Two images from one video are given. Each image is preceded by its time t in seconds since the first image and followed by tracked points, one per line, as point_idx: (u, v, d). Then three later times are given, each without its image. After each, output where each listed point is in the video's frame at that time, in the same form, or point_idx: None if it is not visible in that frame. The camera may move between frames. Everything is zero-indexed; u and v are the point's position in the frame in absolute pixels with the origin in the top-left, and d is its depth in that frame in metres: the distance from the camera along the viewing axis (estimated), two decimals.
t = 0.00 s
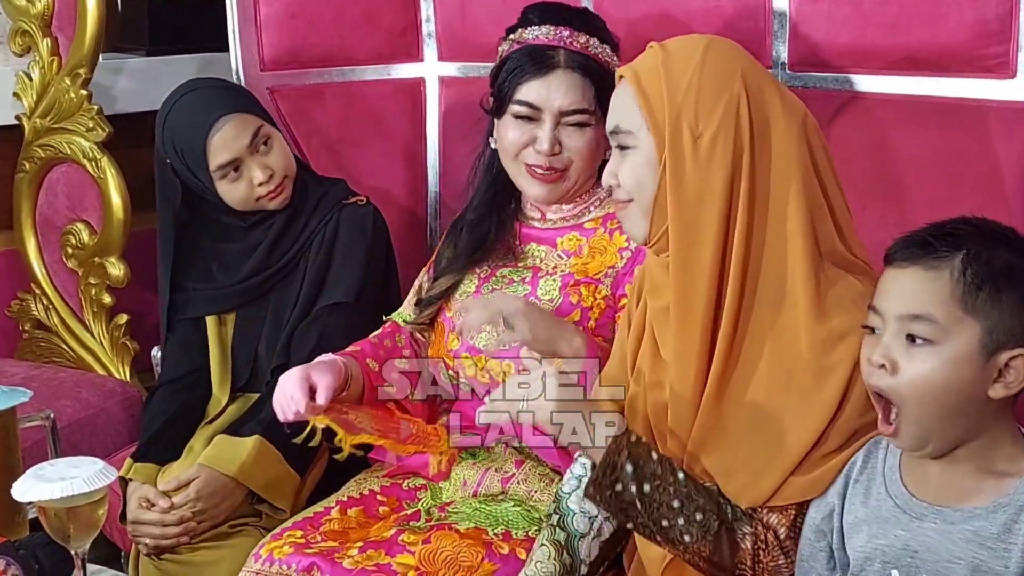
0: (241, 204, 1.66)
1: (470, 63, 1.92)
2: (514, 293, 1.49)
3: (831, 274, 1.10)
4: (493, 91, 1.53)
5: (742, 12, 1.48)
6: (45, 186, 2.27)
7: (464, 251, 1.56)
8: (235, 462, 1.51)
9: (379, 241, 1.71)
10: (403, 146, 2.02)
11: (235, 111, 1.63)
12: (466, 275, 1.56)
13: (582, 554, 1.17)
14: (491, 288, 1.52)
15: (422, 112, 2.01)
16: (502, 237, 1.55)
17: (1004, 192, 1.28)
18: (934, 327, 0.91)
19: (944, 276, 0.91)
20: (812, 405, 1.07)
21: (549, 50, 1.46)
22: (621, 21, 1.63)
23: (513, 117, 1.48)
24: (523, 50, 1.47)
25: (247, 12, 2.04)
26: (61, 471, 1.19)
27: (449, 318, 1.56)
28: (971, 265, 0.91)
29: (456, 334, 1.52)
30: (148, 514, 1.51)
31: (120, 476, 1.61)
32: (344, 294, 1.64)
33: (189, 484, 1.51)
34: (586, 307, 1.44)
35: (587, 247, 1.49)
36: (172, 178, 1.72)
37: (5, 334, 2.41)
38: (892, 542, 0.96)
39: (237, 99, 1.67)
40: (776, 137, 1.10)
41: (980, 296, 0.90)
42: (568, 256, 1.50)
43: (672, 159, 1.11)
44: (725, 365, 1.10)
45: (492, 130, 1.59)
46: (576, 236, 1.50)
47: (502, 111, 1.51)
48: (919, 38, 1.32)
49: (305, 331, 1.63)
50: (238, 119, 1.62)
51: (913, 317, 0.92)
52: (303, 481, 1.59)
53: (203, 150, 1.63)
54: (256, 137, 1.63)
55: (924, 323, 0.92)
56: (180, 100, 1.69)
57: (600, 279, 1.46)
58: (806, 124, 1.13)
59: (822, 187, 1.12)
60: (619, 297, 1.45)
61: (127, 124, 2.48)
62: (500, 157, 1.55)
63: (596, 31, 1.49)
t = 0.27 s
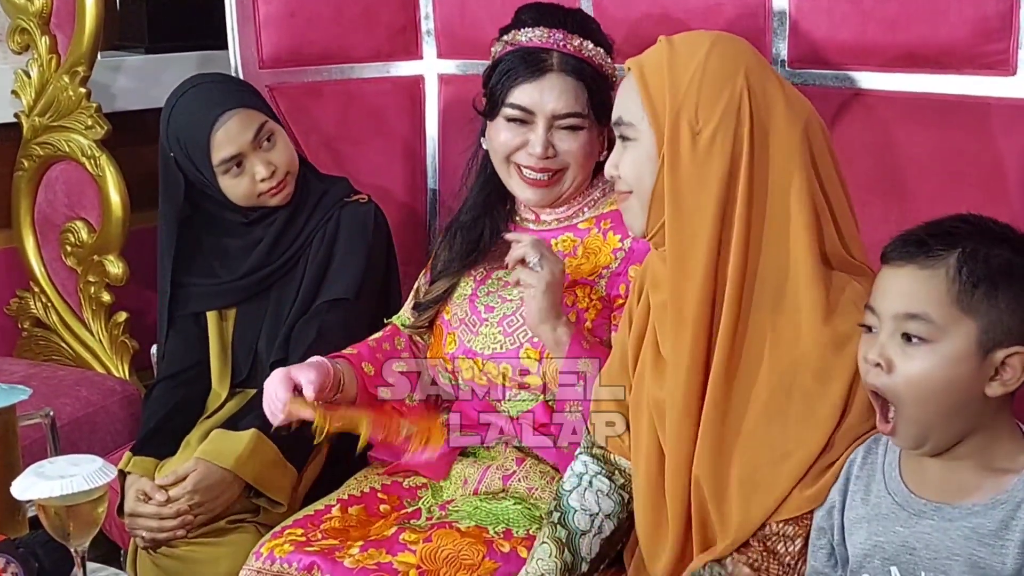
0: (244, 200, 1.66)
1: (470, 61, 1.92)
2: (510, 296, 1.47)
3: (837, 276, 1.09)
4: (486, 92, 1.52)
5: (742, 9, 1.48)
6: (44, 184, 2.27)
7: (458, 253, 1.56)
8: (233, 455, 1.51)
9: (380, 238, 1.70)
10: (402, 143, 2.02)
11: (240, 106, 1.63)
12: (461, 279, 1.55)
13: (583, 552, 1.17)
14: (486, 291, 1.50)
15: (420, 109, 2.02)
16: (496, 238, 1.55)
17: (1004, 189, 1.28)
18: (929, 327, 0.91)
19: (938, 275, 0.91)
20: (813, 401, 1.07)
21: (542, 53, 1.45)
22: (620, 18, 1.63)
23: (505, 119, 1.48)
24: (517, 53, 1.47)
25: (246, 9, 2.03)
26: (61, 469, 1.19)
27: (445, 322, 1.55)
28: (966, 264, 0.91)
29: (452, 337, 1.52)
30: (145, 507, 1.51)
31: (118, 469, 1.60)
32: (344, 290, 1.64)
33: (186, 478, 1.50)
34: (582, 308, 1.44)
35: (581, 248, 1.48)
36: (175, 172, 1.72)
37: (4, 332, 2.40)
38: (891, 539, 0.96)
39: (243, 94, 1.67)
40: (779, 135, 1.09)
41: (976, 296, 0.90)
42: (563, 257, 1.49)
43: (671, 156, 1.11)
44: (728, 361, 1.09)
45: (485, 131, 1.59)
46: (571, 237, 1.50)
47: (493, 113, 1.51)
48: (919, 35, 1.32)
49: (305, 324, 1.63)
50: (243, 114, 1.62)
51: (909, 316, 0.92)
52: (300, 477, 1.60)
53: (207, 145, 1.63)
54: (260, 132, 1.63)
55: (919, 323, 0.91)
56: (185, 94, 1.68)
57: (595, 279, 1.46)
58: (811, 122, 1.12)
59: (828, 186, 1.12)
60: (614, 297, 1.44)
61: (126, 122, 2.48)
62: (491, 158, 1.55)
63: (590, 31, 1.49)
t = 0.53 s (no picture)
0: (244, 196, 1.66)
1: (469, 58, 1.92)
2: (504, 296, 1.47)
3: (831, 274, 1.08)
4: (478, 92, 1.52)
5: (743, 6, 1.48)
6: (42, 182, 2.26)
7: (453, 252, 1.55)
8: (231, 450, 1.51)
9: (380, 235, 1.70)
10: (401, 141, 2.02)
11: (243, 103, 1.63)
12: (456, 278, 1.55)
13: (582, 550, 1.17)
14: (481, 292, 1.50)
15: (420, 107, 2.02)
16: (490, 238, 1.55)
17: (1005, 186, 1.28)
18: (936, 318, 0.91)
19: (945, 267, 0.91)
20: (815, 399, 1.06)
21: (536, 51, 1.45)
22: (620, 16, 1.63)
23: (500, 119, 1.48)
24: (510, 52, 1.46)
25: (245, 7, 2.02)
26: (60, 467, 1.19)
27: (443, 323, 1.55)
28: (973, 256, 0.91)
29: (449, 338, 1.52)
30: (143, 502, 1.51)
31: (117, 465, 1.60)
32: (343, 285, 1.64)
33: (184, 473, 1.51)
34: (578, 308, 1.43)
35: (576, 248, 1.48)
36: (178, 168, 1.72)
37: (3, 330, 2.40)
38: (892, 537, 0.96)
39: (244, 91, 1.66)
40: (773, 134, 1.08)
41: (982, 288, 0.90)
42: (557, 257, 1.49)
43: (664, 154, 1.11)
44: (726, 358, 1.09)
45: (478, 131, 1.59)
46: (565, 236, 1.49)
47: (487, 113, 1.50)
48: (920, 32, 1.32)
49: (304, 323, 1.63)
50: (246, 111, 1.62)
51: (915, 307, 0.92)
52: (297, 473, 1.59)
53: (209, 141, 1.63)
54: (262, 130, 1.63)
55: (925, 314, 0.91)
56: (186, 91, 1.68)
57: (591, 279, 1.45)
58: (814, 120, 1.11)
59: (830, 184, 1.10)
60: (609, 296, 1.43)
61: (124, 119, 2.47)
62: (484, 157, 1.55)
63: (584, 29, 1.48)
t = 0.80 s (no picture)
0: (238, 197, 1.65)
1: (467, 58, 1.92)
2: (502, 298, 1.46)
3: (825, 275, 1.08)
4: (472, 90, 1.52)
5: (742, 5, 1.48)
6: (40, 183, 2.26)
7: (448, 254, 1.54)
8: (229, 453, 1.51)
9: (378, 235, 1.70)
10: (399, 141, 2.02)
11: (239, 104, 1.63)
12: (454, 281, 1.54)
13: (582, 551, 1.17)
14: (479, 294, 1.50)
15: (418, 107, 2.01)
16: (488, 241, 1.54)
17: (1004, 186, 1.27)
18: (938, 316, 0.90)
19: (946, 266, 0.91)
20: (814, 401, 1.06)
21: (527, 48, 1.45)
22: (618, 15, 1.62)
23: (492, 117, 1.48)
24: (502, 49, 1.46)
25: (242, 7, 2.01)
26: (58, 469, 1.18)
27: (439, 325, 1.55)
28: (973, 256, 0.90)
29: (446, 340, 1.52)
30: (141, 506, 1.51)
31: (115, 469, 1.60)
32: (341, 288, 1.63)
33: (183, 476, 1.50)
34: (573, 311, 1.43)
35: (572, 249, 1.47)
36: (172, 169, 1.71)
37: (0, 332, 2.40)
38: (891, 539, 0.95)
39: (240, 92, 1.66)
40: (772, 134, 1.08)
41: (982, 287, 0.90)
42: (554, 258, 1.48)
43: (660, 154, 1.11)
44: (724, 360, 1.09)
45: (471, 131, 1.58)
46: (561, 238, 1.48)
47: (480, 111, 1.50)
48: (919, 32, 1.31)
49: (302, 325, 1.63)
50: (240, 113, 1.62)
51: (915, 305, 0.91)
52: (297, 474, 1.59)
53: (202, 142, 1.62)
54: (256, 130, 1.62)
55: (927, 312, 0.91)
56: (183, 90, 1.68)
57: (586, 281, 1.44)
58: (813, 122, 1.11)
59: (828, 186, 1.10)
60: (604, 299, 1.42)
61: (122, 120, 2.47)
62: (478, 156, 1.54)
63: (576, 25, 1.47)
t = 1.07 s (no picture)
0: (232, 198, 1.65)
1: (466, 58, 1.92)
2: (504, 297, 1.47)
3: (820, 275, 1.08)
4: (477, 86, 1.52)
5: (740, 4, 1.48)
6: (39, 182, 2.26)
7: (450, 251, 1.55)
8: (230, 458, 1.51)
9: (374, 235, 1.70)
10: (398, 141, 2.02)
11: (231, 105, 1.63)
12: (457, 278, 1.55)
13: (581, 550, 1.17)
14: (481, 294, 1.50)
15: (417, 105, 2.01)
16: (492, 235, 1.54)
17: (1003, 185, 1.28)
18: (937, 314, 0.90)
19: (945, 265, 0.91)
20: (814, 402, 1.06)
21: (533, 40, 1.45)
22: (617, 14, 1.62)
23: (497, 111, 1.48)
24: (506, 44, 1.47)
25: (241, 6, 2.01)
26: (58, 470, 1.18)
27: (440, 324, 1.55)
28: (972, 255, 0.90)
29: (448, 338, 1.53)
30: (142, 511, 1.50)
31: (114, 474, 1.59)
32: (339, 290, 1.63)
33: (184, 480, 1.50)
34: (576, 311, 1.41)
35: (575, 249, 1.46)
36: (166, 171, 1.71)
37: None
38: (890, 539, 0.95)
39: (234, 93, 1.66)
40: (772, 134, 1.08)
41: (982, 286, 0.90)
42: (558, 258, 1.48)
43: (661, 152, 1.11)
44: (722, 359, 1.09)
45: (477, 129, 1.58)
46: (564, 238, 1.48)
47: (485, 105, 1.50)
48: (918, 31, 1.31)
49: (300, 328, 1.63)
50: (232, 115, 1.61)
51: (914, 304, 0.91)
52: (297, 478, 1.59)
53: (196, 142, 1.63)
54: (250, 132, 1.62)
55: (926, 310, 0.91)
56: (176, 90, 1.67)
57: (588, 283, 1.43)
58: (813, 122, 1.10)
59: (828, 186, 1.10)
60: (606, 300, 1.41)
61: (120, 119, 2.47)
62: (484, 152, 1.54)
63: (580, 20, 1.48)
